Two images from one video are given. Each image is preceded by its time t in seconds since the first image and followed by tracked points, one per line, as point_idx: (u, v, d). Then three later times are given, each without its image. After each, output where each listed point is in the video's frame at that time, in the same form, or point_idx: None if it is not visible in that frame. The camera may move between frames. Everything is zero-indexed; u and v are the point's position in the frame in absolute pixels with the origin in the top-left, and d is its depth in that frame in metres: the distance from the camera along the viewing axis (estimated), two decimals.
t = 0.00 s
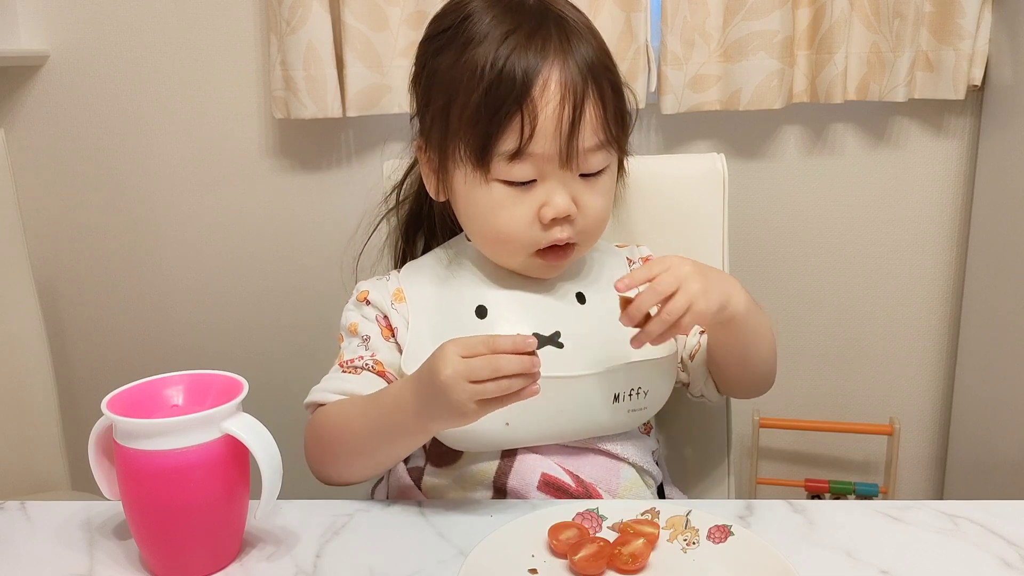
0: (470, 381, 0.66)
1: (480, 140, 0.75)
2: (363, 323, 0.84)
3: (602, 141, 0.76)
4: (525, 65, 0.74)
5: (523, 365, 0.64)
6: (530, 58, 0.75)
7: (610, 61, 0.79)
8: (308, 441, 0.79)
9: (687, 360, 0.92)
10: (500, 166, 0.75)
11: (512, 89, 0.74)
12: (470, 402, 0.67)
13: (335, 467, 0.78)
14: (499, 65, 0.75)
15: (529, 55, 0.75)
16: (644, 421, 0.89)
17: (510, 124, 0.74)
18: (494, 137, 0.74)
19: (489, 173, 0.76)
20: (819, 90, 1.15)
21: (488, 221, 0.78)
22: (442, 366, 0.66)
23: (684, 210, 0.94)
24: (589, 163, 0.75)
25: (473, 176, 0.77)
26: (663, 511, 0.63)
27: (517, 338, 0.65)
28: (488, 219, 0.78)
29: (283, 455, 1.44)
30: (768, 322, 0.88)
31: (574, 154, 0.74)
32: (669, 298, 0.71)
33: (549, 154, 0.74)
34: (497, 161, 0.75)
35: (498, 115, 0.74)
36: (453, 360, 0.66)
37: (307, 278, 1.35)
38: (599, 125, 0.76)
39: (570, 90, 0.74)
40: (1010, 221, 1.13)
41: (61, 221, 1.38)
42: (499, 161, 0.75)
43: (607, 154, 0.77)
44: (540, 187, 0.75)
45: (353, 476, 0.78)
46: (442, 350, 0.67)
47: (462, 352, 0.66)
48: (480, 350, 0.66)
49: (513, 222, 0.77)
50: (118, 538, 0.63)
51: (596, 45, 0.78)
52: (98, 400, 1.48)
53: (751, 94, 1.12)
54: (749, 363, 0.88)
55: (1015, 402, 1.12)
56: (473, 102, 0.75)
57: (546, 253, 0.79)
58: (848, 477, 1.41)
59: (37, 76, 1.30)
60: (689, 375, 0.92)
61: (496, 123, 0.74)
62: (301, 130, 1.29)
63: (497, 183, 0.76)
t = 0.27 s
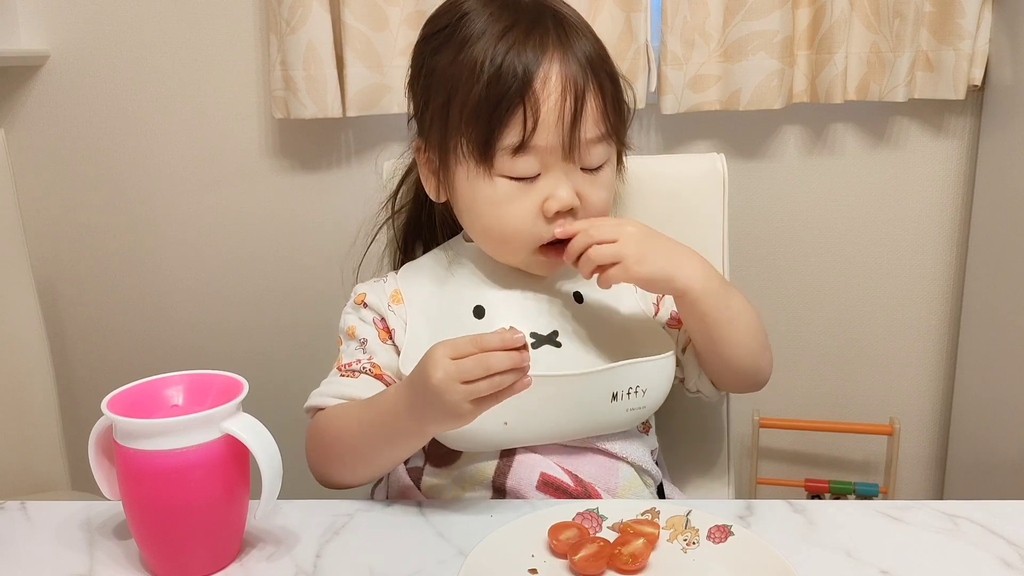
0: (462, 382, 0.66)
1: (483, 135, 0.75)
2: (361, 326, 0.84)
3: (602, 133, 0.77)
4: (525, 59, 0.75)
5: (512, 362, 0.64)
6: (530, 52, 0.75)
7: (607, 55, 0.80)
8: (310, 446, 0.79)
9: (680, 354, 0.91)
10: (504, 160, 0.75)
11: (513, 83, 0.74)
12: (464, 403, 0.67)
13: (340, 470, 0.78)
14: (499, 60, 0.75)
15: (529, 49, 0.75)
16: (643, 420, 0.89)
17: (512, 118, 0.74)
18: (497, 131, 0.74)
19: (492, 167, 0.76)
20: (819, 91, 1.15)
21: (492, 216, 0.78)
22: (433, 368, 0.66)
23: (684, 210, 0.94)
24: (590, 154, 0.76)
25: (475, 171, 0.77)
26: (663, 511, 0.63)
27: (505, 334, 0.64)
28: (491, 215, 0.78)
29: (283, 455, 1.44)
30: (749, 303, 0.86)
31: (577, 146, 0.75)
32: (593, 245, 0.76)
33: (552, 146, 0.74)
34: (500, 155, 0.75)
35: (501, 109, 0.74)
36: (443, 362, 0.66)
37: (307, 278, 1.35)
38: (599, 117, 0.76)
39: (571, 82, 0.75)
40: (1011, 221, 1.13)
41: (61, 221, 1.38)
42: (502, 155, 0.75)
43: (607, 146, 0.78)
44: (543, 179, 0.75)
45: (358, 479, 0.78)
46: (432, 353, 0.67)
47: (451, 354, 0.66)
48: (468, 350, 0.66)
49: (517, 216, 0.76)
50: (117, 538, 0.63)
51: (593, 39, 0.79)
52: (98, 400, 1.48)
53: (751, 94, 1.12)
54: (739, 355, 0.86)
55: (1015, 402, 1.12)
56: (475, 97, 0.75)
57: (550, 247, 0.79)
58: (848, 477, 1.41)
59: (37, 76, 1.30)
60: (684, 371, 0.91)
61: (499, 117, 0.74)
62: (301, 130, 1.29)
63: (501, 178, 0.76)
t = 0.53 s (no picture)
0: (451, 382, 0.66)
1: (491, 123, 0.76)
2: (358, 328, 0.84)
3: (605, 122, 0.78)
4: (530, 49, 0.76)
5: (500, 361, 0.64)
6: (536, 43, 0.76)
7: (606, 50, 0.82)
8: (308, 449, 0.79)
9: (677, 351, 0.91)
10: (512, 148, 0.75)
11: (520, 72, 0.75)
12: (454, 403, 0.67)
13: (340, 471, 0.77)
14: (505, 50, 0.76)
15: (535, 39, 0.76)
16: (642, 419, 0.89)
17: (520, 105, 0.75)
18: (506, 119, 0.75)
19: (499, 156, 0.76)
20: (819, 91, 1.15)
21: (498, 206, 0.78)
22: (420, 372, 0.66)
23: (683, 210, 0.94)
24: (595, 142, 0.78)
25: (482, 161, 0.77)
26: (663, 511, 0.63)
27: (491, 334, 0.64)
28: (497, 205, 0.78)
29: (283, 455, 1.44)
30: (742, 300, 0.87)
31: (583, 133, 0.76)
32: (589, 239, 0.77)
33: (560, 132, 0.75)
34: (509, 143, 0.75)
35: (509, 97, 0.75)
36: (431, 364, 0.66)
37: (307, 278, 1.35)
38: (602, 106, 0.78)
39: (576, 72, 0.76)
40: (1011, 221, 1.12)
41: (61, 221, 1.38)
42: (510, 142, 0.75)
43: (609, 135, 0.79)
44: (550, 167, 0.76)
45: (359, 479, 0.78)
46: (419, 357, 0.67)
47: (438, 355, 0.66)
48: (455, 352, 0.65)
49: (524, 205, 0.77)
50: (117, 538, 0.63)
51: (592, 34, 0.81)
52: (98, 400, 1.48)
53: (751, 94, 1.12)
54: (737, 352, 0.86)
55: (1015, 402, 1.12)
56: (481, 87, 0.76)
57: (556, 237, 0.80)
58: (848, 477, 1.41)
59: (37, 76, 1.30)
60: (681, 369, 0.91)
61: (507, 105, 0.75)
62: (301, 130, 1.29)
63: (508, 166, 0.76)
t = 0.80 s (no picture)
0: (441, 385, 0.65)
1: (500, 114, 0.76)
2: (356, 327, 0.84)
3: (611, 118, 0.79)
4: (540, 42, 0.77)
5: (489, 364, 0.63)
6: (546, 38, 0.77)
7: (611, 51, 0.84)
8: (304, 450, 0.79)
9: (676, 351, 0.91)
10: (521, 138, 0.76)
11: (531, 64, 0.76)
12: (444, 405, 0.66)
13: (338, 471, 0.77)
14: (516, 44, 0.77)
15: (545, 35, 0.78)
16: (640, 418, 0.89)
17: (531, 97, 0.75)
18: (516, 110, 0.75)
19: (508, 147, 0.76)
20: (819, 91, 1.15)
21: (504, 198, 0.78)
22: (409, 375, 0.66)
23: (683, 210, 0.94)
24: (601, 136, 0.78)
25: (489, 152, 0.77)
26: (663, 511, 0.63)
27: (479, 336, 0.64)
28: (503, 197, 0.78)
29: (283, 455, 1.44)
30: (740, 299, 0.87)
31: (591, 127, 0.77)
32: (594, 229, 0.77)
33: (569, 125, 0.76)
34: (518, 134, 0.76)
35: (519, 88, 0.75)
36: (420, 367, 0.66)
37: (307, 278, 1.35)
38: (609, 102, 0.79)
39: (585, 67, 0.77)
40: (1011, 221, 1.12)
41: (61, 221, 1.38)
42: (519, 133, 0.76)
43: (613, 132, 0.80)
44: (557, 159, 0.76)
45: (359, 474, 0.78)
46: (407, 360, 0.66)
47: (427, 357, 0.66)
48: (444, 354, 0.65)
49: (529, 197, 0.77)
50: (118, 538, 0.63)
51: (598, 35, 0.83)
52: (98, 400, 1.48)
53: (751, 94, 1.12)
54: (738, 348, 0.86)
55: (1015, 402, 1.12)
56: (491, 78, 0.76)
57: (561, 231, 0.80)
58: (848, 477, 1.41)
59: (37, 76, 1.30)
60: (681, 369, 0.92)
61: (517, 96, 0.75)
62: (301, 130, 1.29)
63: (516, 158, 0.76)
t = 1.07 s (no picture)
0: (447, 391, 0.66)
1: (509, 112, 0.76)
2: (357, 327, 0.84)
3: (618, 117, 0.80)
4: (549, 41, 0.77)
5: (496, 371, 0.64)
6: (556, 36, 0.77)
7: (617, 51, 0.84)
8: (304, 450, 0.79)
9: (677, 351, 0.91)
10: (530, 137, 0.76)
11: (541, 63, 0.76)
12: (449, 410, 0.67)
13: (337, 472, 0.78)
14: (526, 42, 0.77)
15: (555, 33, 0.78)
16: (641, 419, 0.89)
17: (540, 95, 0.75)
18: (525, 107, 0.75)
19: (516, 145, 0.76)
20: (819, 91, 1.15)
21: (511, 197, 0.78)
22: (416, 380, 0.66)
23: (684, 210, 0.94)
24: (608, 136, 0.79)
25: (497, 150, 0.77)
26: (663, 511, 0.63)
27: (486, 342, 0.64)
28: (509, 196, 0.78)
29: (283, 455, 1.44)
30: (742, 298, 0.87)
31: (599, 126, 0.77)
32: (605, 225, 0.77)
33: (577, 124, 0.76)
34: (526, 132, 0.76)
35: (529, 86, 0.75)
36: (426, 372, 0.66)
37: (307, 278, 1.35)
38: (616, 102, 0.79)
39: (594, 66, 0.78)
40: (1011, 221, 1.12)
41: (61, 221, 1.38)
42: (528, 132, 0.76)
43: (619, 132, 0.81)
44: (565, 158, 0.77)
45: (358, 477, 0.78)
46: (413, 365, 0.67)
47: (433, 363, 0.66)
48: (450, 360, 0.65)
49: (537, 196, 0.77)
50: (118, 538, 0.63)
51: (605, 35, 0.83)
52: (98, 400, 1.48)
53: (751, 95, 1.12)
54: (739, 346, 0.86)
55: (1015, 402, 1.12)
56: (501, 75, 0.76)
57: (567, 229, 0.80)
58: (848, 477, 1.41)
59: (37, 76, 1.30)
60: (681, 369, 0.91)
61: (527, 94, 0.75)
62: (301, 130, 1.29)
63: (524, 156, 0.77)
